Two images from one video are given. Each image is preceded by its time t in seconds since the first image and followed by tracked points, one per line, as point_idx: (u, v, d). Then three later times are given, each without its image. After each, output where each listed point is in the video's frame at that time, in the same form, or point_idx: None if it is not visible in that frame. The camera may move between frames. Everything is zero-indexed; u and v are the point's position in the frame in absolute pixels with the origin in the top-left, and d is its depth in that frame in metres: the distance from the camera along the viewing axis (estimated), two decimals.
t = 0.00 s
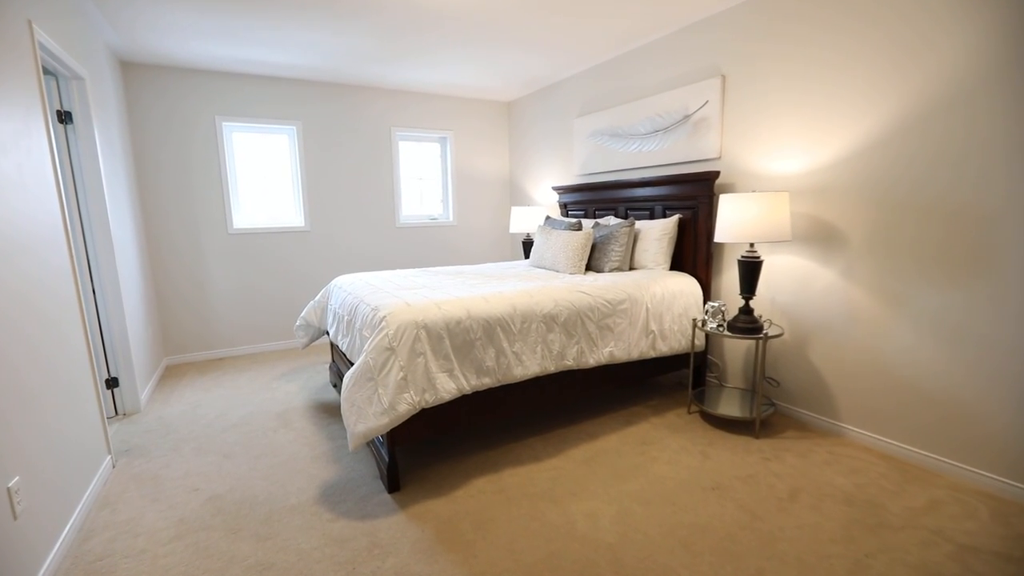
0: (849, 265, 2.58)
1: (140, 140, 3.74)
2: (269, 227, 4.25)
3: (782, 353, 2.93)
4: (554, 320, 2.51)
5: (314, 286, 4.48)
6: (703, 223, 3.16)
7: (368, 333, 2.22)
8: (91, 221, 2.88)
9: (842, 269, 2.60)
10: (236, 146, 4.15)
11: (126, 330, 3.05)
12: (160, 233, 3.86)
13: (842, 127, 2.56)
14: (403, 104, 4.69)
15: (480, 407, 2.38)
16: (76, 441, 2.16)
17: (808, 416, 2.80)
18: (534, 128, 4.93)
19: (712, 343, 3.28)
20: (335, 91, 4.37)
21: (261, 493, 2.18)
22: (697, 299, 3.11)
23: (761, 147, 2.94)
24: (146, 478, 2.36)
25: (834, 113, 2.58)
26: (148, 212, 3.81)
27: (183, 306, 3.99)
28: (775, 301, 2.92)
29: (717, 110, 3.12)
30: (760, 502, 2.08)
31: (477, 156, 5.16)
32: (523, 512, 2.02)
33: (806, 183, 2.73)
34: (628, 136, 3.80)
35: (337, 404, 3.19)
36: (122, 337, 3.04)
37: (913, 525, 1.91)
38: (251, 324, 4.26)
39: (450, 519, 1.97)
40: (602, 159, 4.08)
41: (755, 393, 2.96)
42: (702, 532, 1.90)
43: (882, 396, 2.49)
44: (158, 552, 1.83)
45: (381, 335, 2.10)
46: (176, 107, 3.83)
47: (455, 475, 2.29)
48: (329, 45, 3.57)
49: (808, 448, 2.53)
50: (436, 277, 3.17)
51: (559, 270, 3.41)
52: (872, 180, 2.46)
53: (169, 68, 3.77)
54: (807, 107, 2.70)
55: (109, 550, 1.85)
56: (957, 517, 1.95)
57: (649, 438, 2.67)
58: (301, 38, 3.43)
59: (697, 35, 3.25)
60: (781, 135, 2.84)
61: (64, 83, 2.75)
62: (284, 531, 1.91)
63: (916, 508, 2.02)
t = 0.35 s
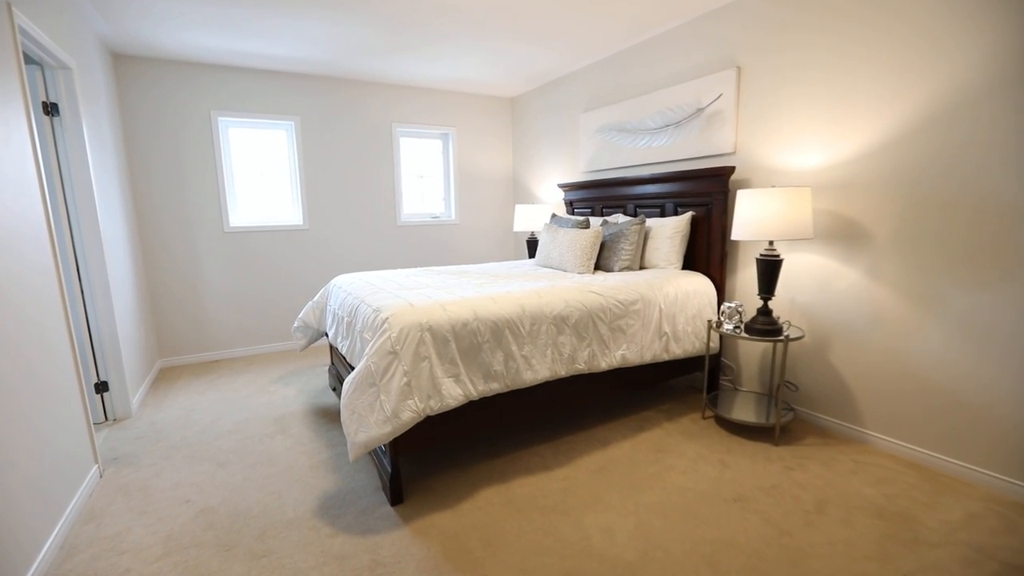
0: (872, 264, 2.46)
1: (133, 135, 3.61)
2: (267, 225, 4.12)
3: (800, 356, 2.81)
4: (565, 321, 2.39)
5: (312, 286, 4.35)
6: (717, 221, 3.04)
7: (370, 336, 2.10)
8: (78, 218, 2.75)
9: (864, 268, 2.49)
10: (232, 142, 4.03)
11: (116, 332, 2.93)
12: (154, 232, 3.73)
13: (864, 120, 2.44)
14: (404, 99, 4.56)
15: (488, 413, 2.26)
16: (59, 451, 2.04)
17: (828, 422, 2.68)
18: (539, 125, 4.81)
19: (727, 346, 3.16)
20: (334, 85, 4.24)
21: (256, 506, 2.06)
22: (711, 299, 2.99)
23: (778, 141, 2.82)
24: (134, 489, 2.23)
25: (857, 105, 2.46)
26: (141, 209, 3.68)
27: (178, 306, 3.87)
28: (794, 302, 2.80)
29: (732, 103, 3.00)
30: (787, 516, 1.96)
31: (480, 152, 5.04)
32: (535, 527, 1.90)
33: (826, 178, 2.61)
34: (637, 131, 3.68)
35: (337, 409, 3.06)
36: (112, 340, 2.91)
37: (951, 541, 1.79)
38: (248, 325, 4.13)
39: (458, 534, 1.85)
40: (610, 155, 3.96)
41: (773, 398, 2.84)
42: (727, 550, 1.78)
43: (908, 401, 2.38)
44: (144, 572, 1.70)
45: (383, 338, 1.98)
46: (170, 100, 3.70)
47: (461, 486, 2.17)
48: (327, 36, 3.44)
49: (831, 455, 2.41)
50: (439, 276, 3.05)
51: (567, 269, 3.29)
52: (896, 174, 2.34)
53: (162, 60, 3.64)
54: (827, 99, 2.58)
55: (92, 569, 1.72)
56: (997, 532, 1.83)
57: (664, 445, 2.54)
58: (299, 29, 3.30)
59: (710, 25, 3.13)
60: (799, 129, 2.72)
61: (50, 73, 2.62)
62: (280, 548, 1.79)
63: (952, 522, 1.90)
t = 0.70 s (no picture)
0: (897, 261, 2.34)
1: (123, 128, 3.48)
2: (263, 223, 3.99)
3: (821, 358, 2.68)
4: (576, 322, 2.27)
5: (310, 285, 4.22)
6: (732, 217, 2.92)
7: (371, 338, 1.98)
8: (64, 214, 2.61)
9: (889, 265, 2.37)
10: (227, 137, 3.89)
11: (104, 333, 2.79)
12: (145, 229, 3.60)
13: (890, 109, 2.31)
14: (404, 93, 4.44)
15: (496, 419, 2.14)
16: (38, 461, 1.90)
17: (851, 427, 2.56)
18: (543, 120, 4.68)
19: (742, 347, 3.03)
20: (332, 78, 4.11)
21: (249, 519, 1.93)
22: (726, 299, 2.87)
23: (796, 133, 2.69)
24: (121, 500, 2.10)
25: (881, 94, 2.33)
26: (132, 206, 3.55)
27: (171, 307, 3.74)
28: (814, 301, 2.68)
29: (748, 94, 2.88)
30: (817, 530, 1.83)
31: (483, 148, 4.91)
32: (549, 542, 1.77)
33: (848, 171, 2.49)
34: (647, 125, 3.55)
35: (335, 413, 2.93)
36: (100, 342, 2.78)
37: (996, 558, 1.67)
38: (244, 325, 4.00)
39: (466, 551, 1.72)
40: (618, 149, 3.83)
41: (792, 402, 2.71)
42: (755, 567, 1.65)
43: (936, 405, 2.26)
44: None
45: (386, 340, 1.85)
46: (162, 93, 3.57)
47: (468, 496, 2.04)
48: (325, 26, 3.31)
49: (857, 462, 2.29)
50: (442, 275, 2.92)
51: (575, 268, 3.16)
52: (925, 167, 2.21)
53: (153, 51, 3.50)
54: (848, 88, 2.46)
55: None
56: None
57: (680, 452, 2.42)
58: (296, 18, 3.17)
59: (725, 13, 3.00)
60: (819, 120, 2.59)
61: (33, 62, 2.48)
62: (274, 567, 1.66)
63: (994, 536, 1.77)
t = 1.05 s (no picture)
0: (932, 258, 2.19)
1: (112, 119, 3.32)
2: (259, 219, 3.84)
3: (846, 360, 2.54)
4: (591, 322, 2.12)
5: (307, 284, 4.07)
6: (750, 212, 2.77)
7: (372, 340, 1.83)
8: (45, 208, 2.45)
9: (924, 262, 2.22)
10: (222, 129, 3.74)
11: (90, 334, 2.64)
12: (135, 225, 3.45)
13: (925, 95, 2.16)
14: (406, 85, 4.29)
15: (506, 428, 1.99)
16: (11, 473, 1.76)
17: (879, 433, 2.42)
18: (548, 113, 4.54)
19: (761, 348, 2.89)
20: (330, 69, 3.96)
21: (240, 536, 1.78)
22: (745, 298, 2.72)
23: (820, 123, 2.55)
24: (103, 514, 1.95)
25: (914, 79, 2.19)
26: (121, 201, 3.40)
27: (163, 306, 3.59)
28: (839, 300, 2.54)
29: (768, 82, 2.73)
30: (855, 548, 1.69)
31: (486, 142, 4.76)
32: (565, 563, 1.63)
33: (878, 162, 2.34)
34: (659, 116, 3.40)
35: (334, 418, 2.79)
36: (86, 343, 2.63)
37: None
38: (238, 326, 3.85)
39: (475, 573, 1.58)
40: (628, 143, 3.69)
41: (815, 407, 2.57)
42: None
43: (975, 412, 2.11)
44: None
45: (388, 342, 1.71)
46: (153, 82, 3.41)
47: (476, 510, 1.90)
48: (324, 13, 3.15)
49: (890, 472, 2.15)
50: (446, 273, 2.78)
51: (585, 265, 3.02)
52: (963, 157, 2.07)
53: (143, 39, 3.35)
54: (878, 74, 2.31)
55: None
56: None
57: (700, 461, 2.28)
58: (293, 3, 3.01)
59: None
60: (845, 108, 2.44)
61: (11, 45, 2.32)
62: None
63: None
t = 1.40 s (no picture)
0: (984, 259, 2.03)
1: (101, 112, 3.15)
2: (256, 217, 3.67)
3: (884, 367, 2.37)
4: (615, 328, 1.96)
5: (307, 285, 3.90)
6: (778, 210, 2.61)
7: (378, 348, 1.66)
8: (25, 205, 2.28)
9: (974, 263, 2.05)
10: (217, 123, 3.57)
11: (75, 339, 2.47)
12: (126, 223, 3.28)
13: (975, 82, 2.00)
14: (409, 79, 4.12)
15: (525, 443, 1.83)
16: None
17: (923, 447, 2.25)
18: (557, 107, 4.36)
19: (789, 353, 2.73)
20: (331, 61, 3.79)
21: (233, 565, 1.62)
22: (773, 301, 2.56)
23: (856, 114, 2.38)
24: (83, 539, 1.79)
25: (962, 66, 2.03)
26: (111, 198, 3.23)
27: (156, 308, 3.42)
28: (877, 304, 2.37)
29: (798, 71, 2.56)
30: None
31: (493, 138, 4.58)
32: None
33: (922, 155, 2.17)
34: (677, 109, 3.24)
35: (335, 428, 2.62)
36: (70, 349, 2.45)
37: None
38: (235, 329, 3.68)
39: None
40: (643, 137, 3.52)
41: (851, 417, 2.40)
42: None
43: None
44: None
45: (397, 352, 1.54)
46: (144, 73, 3.24)
47: (492, 535, 1.73)
48: None
49: (939, 490, 1.98)
50: (455, 274, 2.61)
51: (601, 266, 2.85)
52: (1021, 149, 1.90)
53: (134, 27, 3.18)
54: (921, 60, 2.14)
55: None
56: None
57: (731, 477, 2.11)
58: None
59: None
60: (884, 98, 2.28)
61: None
62: None
63: None
